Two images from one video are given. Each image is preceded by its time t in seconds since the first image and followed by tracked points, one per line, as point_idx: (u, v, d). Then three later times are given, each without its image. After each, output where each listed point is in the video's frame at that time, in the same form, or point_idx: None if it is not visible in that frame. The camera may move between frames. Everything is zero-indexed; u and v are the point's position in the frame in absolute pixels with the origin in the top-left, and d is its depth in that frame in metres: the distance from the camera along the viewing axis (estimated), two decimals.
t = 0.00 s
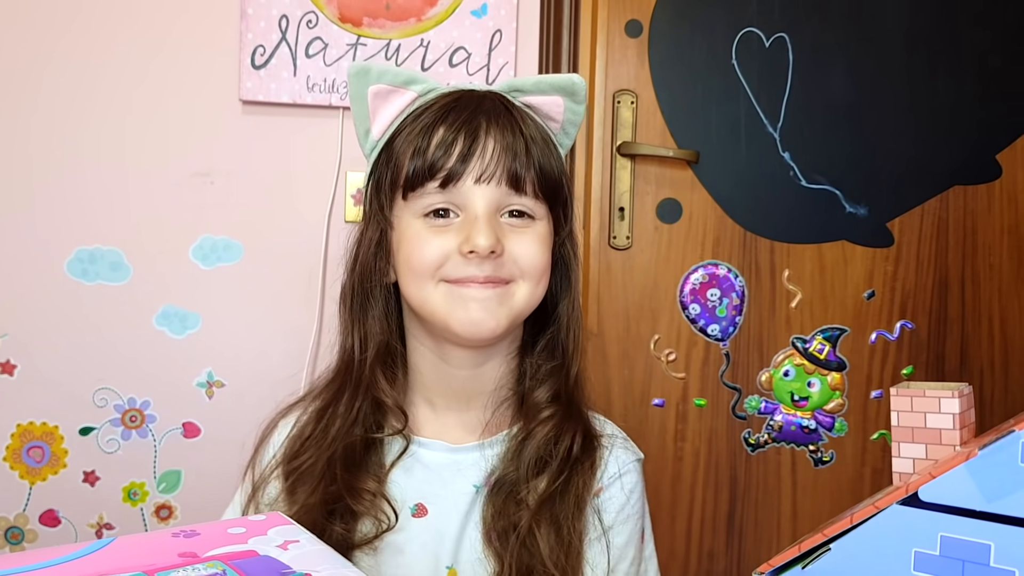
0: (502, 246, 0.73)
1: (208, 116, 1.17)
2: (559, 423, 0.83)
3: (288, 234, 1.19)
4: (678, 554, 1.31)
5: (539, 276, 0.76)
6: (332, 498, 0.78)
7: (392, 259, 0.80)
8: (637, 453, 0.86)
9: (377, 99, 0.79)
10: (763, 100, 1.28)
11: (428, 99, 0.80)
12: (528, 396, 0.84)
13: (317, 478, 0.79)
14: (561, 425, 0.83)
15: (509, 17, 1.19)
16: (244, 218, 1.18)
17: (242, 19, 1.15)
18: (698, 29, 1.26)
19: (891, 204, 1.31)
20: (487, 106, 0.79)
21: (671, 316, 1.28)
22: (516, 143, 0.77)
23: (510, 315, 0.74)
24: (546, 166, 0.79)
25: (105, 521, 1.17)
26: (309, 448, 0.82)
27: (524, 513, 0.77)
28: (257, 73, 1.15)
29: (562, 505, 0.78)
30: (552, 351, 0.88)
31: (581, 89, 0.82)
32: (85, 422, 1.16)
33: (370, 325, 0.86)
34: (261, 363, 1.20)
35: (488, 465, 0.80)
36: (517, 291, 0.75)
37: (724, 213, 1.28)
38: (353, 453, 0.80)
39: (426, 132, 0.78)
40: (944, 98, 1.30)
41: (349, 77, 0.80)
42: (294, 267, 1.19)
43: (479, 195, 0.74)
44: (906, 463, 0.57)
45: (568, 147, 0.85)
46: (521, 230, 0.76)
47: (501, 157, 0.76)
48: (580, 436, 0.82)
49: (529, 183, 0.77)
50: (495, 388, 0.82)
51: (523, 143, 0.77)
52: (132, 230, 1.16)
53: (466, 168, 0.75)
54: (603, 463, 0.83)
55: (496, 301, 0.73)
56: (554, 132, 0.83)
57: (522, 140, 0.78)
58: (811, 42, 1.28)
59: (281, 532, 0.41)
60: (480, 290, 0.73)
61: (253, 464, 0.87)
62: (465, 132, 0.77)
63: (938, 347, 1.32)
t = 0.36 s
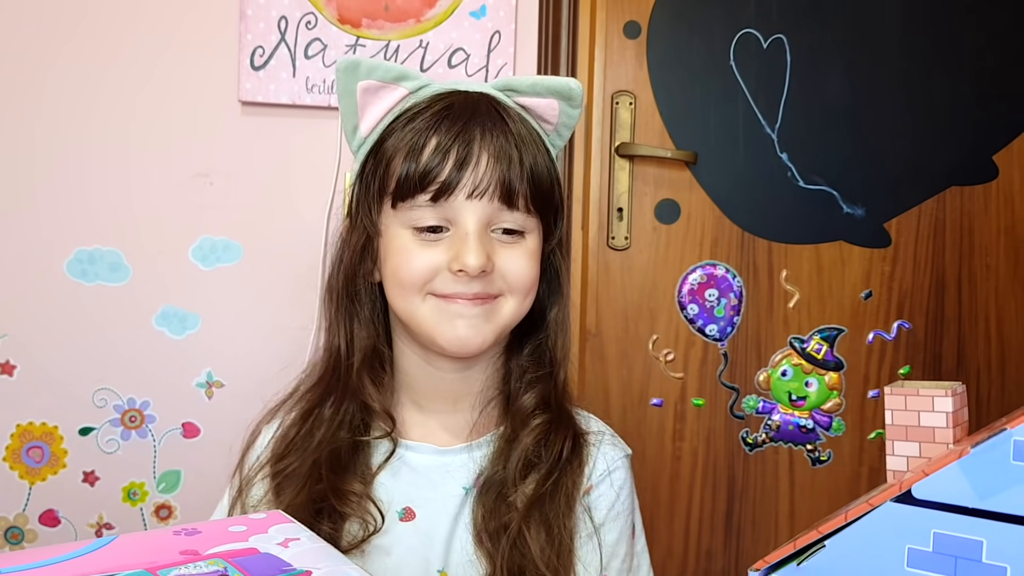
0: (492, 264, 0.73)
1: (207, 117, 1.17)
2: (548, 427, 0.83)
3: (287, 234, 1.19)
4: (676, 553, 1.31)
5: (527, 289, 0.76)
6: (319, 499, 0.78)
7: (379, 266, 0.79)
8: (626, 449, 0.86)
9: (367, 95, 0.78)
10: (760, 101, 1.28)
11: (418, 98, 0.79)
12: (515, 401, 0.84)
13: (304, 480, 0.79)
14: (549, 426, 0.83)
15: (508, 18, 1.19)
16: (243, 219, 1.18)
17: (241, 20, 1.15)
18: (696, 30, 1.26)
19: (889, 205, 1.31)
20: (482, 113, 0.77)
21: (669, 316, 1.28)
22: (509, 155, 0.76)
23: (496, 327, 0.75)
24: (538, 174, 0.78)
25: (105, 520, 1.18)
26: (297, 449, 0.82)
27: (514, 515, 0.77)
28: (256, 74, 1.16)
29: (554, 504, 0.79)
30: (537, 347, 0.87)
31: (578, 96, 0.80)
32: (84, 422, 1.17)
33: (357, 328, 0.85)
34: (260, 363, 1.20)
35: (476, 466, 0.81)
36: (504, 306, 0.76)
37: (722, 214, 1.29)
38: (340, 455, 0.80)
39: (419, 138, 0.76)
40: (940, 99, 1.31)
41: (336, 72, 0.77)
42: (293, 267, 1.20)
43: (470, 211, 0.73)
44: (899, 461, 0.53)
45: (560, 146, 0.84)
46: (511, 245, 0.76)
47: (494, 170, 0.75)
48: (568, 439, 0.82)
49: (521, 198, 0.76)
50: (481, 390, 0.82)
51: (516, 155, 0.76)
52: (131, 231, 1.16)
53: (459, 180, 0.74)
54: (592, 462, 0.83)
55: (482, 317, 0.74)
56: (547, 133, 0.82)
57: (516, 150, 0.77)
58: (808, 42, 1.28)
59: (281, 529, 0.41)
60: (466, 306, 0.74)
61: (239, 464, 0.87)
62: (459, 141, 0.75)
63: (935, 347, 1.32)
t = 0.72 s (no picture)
0: (482, 278, 0.75)
1: (211, 117, 1.19)
2: (529, 420, 0.85)
3: (290, 232, 1.21)
4: (674, 546, 1.33)
5: (508, 300, 0.79)
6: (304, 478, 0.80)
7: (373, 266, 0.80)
8: (598, 437, 0.90)
9: (373, 89, 0.78)
10: (756, 101, 1.30)
11: (421, 97, 0.80)
12: (496, 394, 0.87)
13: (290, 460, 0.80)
14: (529, 414, 0.86)
15: (507, 19, 1.20)
16: (247, 217, 1.20)
17: (245, 22, 1.17)
18: (693, 31, 1.28)
19: (882, 203, 1.33)
20: (488, 122, 0.78)
21: (666, 313, 1.30)
22: (510, 167, 0.77)
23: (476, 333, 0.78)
24: (534, 181, 0.80)
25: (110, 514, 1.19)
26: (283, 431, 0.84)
27: (494, 497, 0.79)
28: (259, 75, 1.18)
29: (533, 487, 0.81)
30: (517, 337, 0.91)
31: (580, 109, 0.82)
32: (91, 418, 1.18)
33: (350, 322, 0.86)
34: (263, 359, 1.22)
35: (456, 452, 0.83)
36: (487, 316, 0.78)
37: (718, 213, 1.31)
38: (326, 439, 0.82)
39: (424, 142, 0.77)
40: (934, 99, 1.32)
41: (345, 66, 0.77)
42: (296, 265, 1.22)
43: (466, 225, 0.75)
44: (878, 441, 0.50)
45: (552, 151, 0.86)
46: (501, 257, 0.78)
47: (495, 183, 0.76)
48: (547, 433, 0.85)
49: (516, 213, 0.78)
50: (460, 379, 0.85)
51: (516, 167, 0.78)
52: (136, 229, 1.18)
53: (461, 191, 0.75)
54: (568, 449, 0.86)
55: (466, 326, 0.77)
56: (544, 138, 0.84)
57: (517, 164, 0.78)
58: (803, 43, 1.30)
59: (291, 509, 0.43)
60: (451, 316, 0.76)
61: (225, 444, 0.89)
62: (464, 151, 0.76)
63: (928, 343, 1.34)
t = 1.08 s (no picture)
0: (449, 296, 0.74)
1: (217, 121, 1.21)
2: (508, 411, 0.84)
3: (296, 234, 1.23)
4: (672, 544, 1.35)
5: (478, 312, 0.78)
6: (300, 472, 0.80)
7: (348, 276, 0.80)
8: (585, 423, 0.88)
9: (348, 104, 0.76)
10: (752, 105, 1.32)
11: (400, 112, 0.77)
12: (477, 395, 0.85)
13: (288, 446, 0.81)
14: (511, 414, 0.84)
15: (508, 26, 1.23)
16: (252, 220, 1.22)
17: (251, 28, 1.19)
18: (690, 36, 1.31)
19: (877, 205, 1.35)
20: (459, 140, 0.76)
21: (664, 314, 1.32)
22: (482, 185, 0.75)
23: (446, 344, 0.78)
24: (507, 198, 0.78)
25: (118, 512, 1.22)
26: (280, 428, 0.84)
27: (483, 485, 0.79)
28: (265, 80, 1.20)
29: (520, 474, 0.80)
30: (497, 338, 0.88)
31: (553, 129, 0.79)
32: (99, 417, 1.20)
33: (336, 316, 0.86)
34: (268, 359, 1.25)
35: (446, 444, 0.83)
36: (458, 326, 0.77)
37: (715, 215, 1.33)
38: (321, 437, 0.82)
39: (393, 164, 0.75)
40: (928, 103, 1.35)
41: (320, 81, 0.74)
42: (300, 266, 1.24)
43: (433, 245, 0.74)
44: (857, 435, 0.48)
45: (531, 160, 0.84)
46: (470, 272, 0.76)
47: (463, 205, 0.74)
48: (528, 422, 0.84)
49: (485, 232, 0.76)
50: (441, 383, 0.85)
51: (489, 184, 0.75)
52: (144, 232, 1.20)
53: (428, 214, 0.73)
54: (554, 437, 0.85)
55: (431, 337, 0.77)
56: (519, 153, 0.82)
57: (486, 183, 0.75)
58: (798, 48, 1.33)
59: (303, 498, 0.46)
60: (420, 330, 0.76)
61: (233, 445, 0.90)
62: (432, 172, 0.74)
63: (922, 342, 1.36)
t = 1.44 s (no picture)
0: (445, 253, 0.74)
1: (222, 124, 1.21)
2: (498, 415, 0.84)
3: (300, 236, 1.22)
4: (676, 547, 1.35)
5: (474, 281, 0.77)
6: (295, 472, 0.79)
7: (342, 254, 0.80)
8: (577, 426, 0.88)
9: (340, 91, 0.79)
10: (756, 107, 1.32)
11: (389, 99, 0.80)
12: (466, 393, 0.85)
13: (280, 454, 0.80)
14: (500, 416, 0.84)
15: (511, 28, 1.23)
16: (256, 223, 1.23)
17: (255, 30, 1.19)
18: (694, 38, 1.31)
19: (880, 207, 1.35)
20: (446, 117, 0.79)
21: (668, 317, 1.32)
22: (470, 159, 0.78)
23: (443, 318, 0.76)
24: (494, 177, 0.80)
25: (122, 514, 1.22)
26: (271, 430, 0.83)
27: (471, 496, 0.78)
28: (269, 83, 1.20)
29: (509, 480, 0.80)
30: (485, 341, 0.88)
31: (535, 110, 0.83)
32: (103, 419, 1.20)
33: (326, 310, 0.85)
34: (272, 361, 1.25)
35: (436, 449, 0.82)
36: (454, 296, 0.76)
37: (719, 218, 1.33)
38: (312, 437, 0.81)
39: (385, 134, 0.78)
40: (931, 106, 1.35)
41: (315, 68, 0.78)
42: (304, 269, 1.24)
43: (428, 203, 0.75)
44: (861, 440, 0.49)
45: (516, 157, 0.86)
46: (463, 237, 0.77)
47: (454, 165, 0.77)
48: (518, 425, 0.83)
49: (477, 195, 0.78)
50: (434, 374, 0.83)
51: (478, 160, 0.78)
52: (149, 234, 1.20)
53: (420, 174, 0.76)
54: (545, 442, 0.85)
55: (430, 304, 0.75)
56: (505, 144, 0.84)
57: (475, 152, 0.78)
58: (803, 51, 1.33)
59: (308, 501, 0.46)
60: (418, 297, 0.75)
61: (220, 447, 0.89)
62: (423, 139, 0.77)
63: (926, 346, 1.36)
